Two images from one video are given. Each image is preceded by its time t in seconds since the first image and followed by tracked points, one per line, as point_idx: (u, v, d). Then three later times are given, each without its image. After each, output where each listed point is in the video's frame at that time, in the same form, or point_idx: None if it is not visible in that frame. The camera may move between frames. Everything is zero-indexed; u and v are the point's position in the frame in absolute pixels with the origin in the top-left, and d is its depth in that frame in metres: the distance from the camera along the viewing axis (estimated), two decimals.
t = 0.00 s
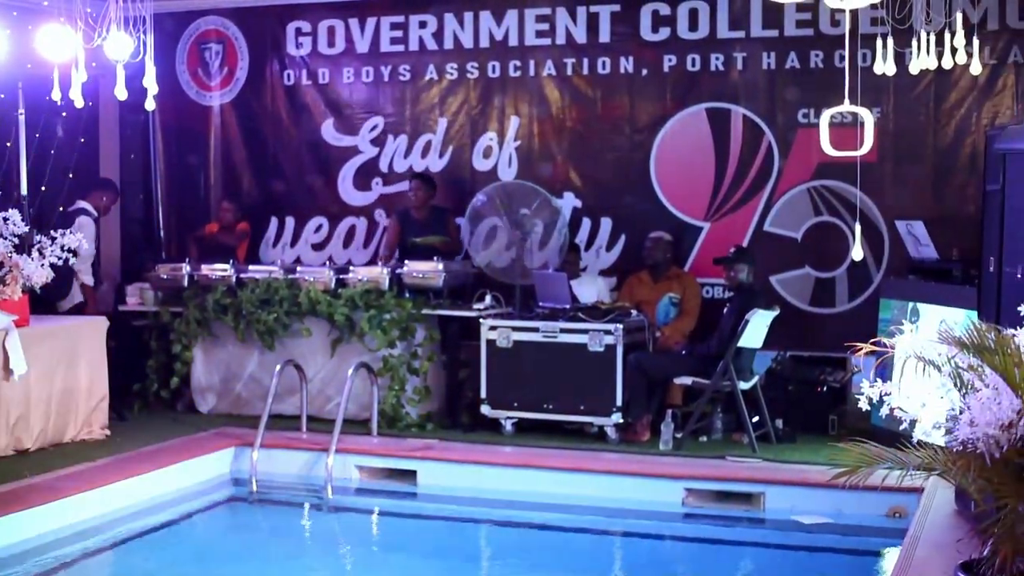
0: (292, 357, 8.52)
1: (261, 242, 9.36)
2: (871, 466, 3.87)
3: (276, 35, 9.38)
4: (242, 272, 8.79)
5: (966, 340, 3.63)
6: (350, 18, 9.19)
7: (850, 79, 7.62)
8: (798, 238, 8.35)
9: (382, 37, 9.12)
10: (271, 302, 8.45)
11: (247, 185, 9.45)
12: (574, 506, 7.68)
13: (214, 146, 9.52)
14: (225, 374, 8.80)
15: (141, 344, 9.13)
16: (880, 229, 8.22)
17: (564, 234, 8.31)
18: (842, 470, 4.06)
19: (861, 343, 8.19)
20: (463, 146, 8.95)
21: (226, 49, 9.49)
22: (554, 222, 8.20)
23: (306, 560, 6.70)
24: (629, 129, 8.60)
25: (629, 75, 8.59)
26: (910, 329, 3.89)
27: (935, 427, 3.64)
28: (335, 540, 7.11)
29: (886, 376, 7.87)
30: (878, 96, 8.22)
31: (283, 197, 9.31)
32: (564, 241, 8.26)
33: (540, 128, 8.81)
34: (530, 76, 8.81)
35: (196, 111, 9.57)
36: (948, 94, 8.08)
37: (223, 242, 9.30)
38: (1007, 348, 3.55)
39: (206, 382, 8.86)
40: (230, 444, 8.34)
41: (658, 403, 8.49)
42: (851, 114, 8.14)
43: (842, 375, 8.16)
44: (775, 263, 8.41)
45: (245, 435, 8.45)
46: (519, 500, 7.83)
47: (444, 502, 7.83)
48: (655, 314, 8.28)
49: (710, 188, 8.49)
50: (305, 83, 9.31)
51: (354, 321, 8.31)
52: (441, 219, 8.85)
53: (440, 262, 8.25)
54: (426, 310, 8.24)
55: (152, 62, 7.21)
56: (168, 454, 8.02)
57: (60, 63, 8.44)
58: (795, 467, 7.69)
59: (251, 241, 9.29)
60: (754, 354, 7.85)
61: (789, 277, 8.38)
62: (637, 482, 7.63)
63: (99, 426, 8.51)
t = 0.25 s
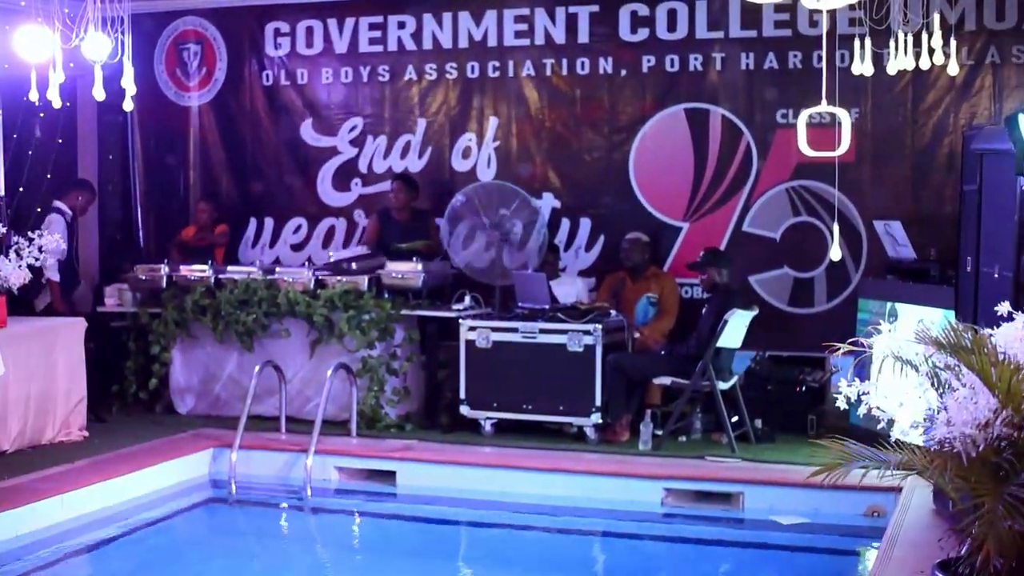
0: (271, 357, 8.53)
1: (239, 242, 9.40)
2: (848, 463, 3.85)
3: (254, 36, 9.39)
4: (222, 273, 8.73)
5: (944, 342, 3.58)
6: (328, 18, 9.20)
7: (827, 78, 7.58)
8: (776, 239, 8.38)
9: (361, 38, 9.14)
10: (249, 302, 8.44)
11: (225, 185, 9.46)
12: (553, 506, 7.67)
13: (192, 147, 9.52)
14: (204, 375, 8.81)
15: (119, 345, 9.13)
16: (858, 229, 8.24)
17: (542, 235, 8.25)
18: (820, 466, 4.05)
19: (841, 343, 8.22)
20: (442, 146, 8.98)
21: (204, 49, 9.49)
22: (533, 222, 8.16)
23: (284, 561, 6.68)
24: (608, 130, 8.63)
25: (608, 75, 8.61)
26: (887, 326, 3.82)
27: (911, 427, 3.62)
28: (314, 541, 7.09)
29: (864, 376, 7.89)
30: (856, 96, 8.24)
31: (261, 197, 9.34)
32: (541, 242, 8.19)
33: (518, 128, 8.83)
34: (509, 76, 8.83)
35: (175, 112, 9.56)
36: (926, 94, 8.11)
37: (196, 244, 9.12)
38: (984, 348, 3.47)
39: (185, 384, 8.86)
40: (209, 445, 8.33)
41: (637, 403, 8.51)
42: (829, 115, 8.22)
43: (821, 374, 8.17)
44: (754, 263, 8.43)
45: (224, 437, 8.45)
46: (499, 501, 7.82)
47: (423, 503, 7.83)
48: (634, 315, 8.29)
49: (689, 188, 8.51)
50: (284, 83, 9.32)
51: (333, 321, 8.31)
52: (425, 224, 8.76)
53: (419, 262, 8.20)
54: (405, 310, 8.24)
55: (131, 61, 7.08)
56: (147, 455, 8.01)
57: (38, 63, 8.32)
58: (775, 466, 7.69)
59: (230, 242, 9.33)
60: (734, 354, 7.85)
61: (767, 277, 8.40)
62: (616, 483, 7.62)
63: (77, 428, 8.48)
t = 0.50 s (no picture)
0: (250, 358, 8.52)
1: (219, 242, 9.39)
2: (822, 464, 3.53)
3: (233, 35, 9.40)
4: (200, 274, 8.71)
5: (920, 337, 3.29)
6: (308, 18, 9.21)
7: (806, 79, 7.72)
8: (756, 238, 8.38)
9: (341, 37, 9.14)
10: (229, 303, 8.43)
11: (205, 185, 9.45)
12: (533, 507, 7.67)
13: (173, 147, 9.52)
14: (184, 375, 8.80)
15: (99, 346, 9.11)
16: (838, 229, 8.25)
17: (522, 235, 8.37)
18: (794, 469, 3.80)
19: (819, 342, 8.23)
20: (422, 146, 8.98)
21: (184, 49, 9.49)
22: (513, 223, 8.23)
23: (263, 560, 6.66)
24: (588, 130, 8.64)
25: (588, 75, 8.62)
26: (864, 325, 3.54)
27: (890, 427, 3.36)
28: (293, 541, 7.06)
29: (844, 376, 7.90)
30: (835, 96, 8.25)
31: (241, 197, 9.33)
32: (523, 241, 8.30)
33: (498, 129, 8.84)
34: (489, 76, 8.84)
35: (154, 111, 9.57)
36: (904, 94, 8.13)
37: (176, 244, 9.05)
38: (963, 347, 3.17)
39: (164, 384, 8.85)
40: (189, 446, 8.32)
41: (617, 403, 8.52)
42: (809, 115, 8.24)
43: (801, 374, 8.16)
44: (734, 263, 8.43)
45: (203, 437, 8.44)
46: (479, 502, 7.80)
47: (403, 503, 7.82)
48: (615, 314, 8.29)
49: (669, 188, 8.52)
50: (263, 83, 9.32)
51: (312, 322, 8.30)
52: (399, 224, 8.75)
53: (399, 262, 8.22)
54: (385, 310, 8.24)
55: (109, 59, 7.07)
56: (126, 456, 7.99)
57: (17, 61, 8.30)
58: (754, 466, 7.70)
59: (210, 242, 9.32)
60: (713, 354, 7.85)
61: (747, 277, 8.41)
62: (596, 483, 7.61)
63: (56, 429, 8.45)
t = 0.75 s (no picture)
0: (230, 358, 8.51)
1: (199, 242, 9.37)
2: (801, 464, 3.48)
3: (213, 35, 9.39)
4: (181, 274, 8.76)
5: (899, 339, 3.28)
6: (288, 18, 9.20)
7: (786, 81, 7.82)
8: (736, 239, 8.40)
9: (321, 38, 9.14)
10: (208, 303, 8.42)
11: (185, 185, 9.44)
12: (512, 507, 7.67)
13: (152, 147, 9.51)
14: (163, 376, 8.78)
15: (78, 346, 9.09)
16: (817, 229, 8.27)
17: (502, 235, 8.42)
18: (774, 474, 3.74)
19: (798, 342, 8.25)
20: (401, 147, 8.99)
21: (163, 49, 9.48)
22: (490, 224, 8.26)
23: (242, 561, 6.65)
24: (567, 130, 8.65)
25: (569, 76, 8.63)
26: (844, 327, 3.53)
27: (869, 427, 3.31)
28: (274, 542, 7.04)
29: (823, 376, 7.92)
30: (814, 97, 8.27)
31: (221, 197, 9.32)
32: (501, 243, 8.33)
33: (478, 129, 8.85)
34: (469, 77, 8.84)
35: (133, 111, 9.56)
36: (883, 95, 8.15)
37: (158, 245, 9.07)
38: (942, 347, 3.16)
39: (144, 385, 8.83)
40: (168, 447, 8.31)
41: (597, 403, 8.52)
42: (789, 116, 8.27)
43: (781, 374, 8.18)
44: (713, 263, 8.45)
45: (183, 438, 8.42)
46: (460, 503, 7.78)
47: (383, 503, 7.82)
48: (595, 315, 8.31)
49: (648, 189, 8.54)
50: (243, 83, 9.31)
51: (292, 322, 8.29)
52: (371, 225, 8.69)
53: (379, 263, 8.23)
54: (365, 310, 8.25)
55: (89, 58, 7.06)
56: (106, 457, 7.96)
57: None
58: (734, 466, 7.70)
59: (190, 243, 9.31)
60: (693, 354, 7.86)
61: (727, 277, 8.42)
62: (577, 483, 7.61)
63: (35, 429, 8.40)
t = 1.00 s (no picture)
0: (207, 358, 8.50)
1: (176, 242, 9.36)
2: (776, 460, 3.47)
3: (190, 35, 9.38)
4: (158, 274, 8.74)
5: (875, 338, 3.27)
6: (265, 17, 9.20)
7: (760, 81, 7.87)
8: (713, 238, 8.42)
9: (298, 37, 9.14)
10: (185, 303, 8.42)
11: (161, 185, 9.43)
12: (490, 507, 7.67)
13: (128, 147, 9.49)
14: (140, 376, 8.77)
15: (55, 347, 9.06)
16: (794, 229, 8.29)
17: (480, 235, 8.36)
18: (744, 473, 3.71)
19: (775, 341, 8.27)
20: (378, 146, 8.98)
21: (140, 48, 9.48)
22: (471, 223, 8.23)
23: (218, 561, 6.64)
24: (544, 129, 8.65)
25: (546, 75, 8.64)
26: (819, 325, 3.54)
27: (845, 427, 3.30)
28: (251, 542, 7.03)
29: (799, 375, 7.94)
30: (791, 96, 8.28)
31: (198, 197, 9.31)
32: (479, 243, 8.27)
33: (455, 129, 8.85)
34: (447, 76, 8.85)
35: (110, 111, 9.53)
36: (860, 94, 8.18)
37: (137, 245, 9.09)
38: (917, 346, 3.15)
39: (121, 385, 8.82)
40: (145, 447, 8.30)
41: (575, 403, 8.53)
42: (766, 116, 8.30)
43: (759, 373, 8.19)
44: (691, 263, 8.46)
45: (160, 438, 8.41)
46: (438, 503, 7.77)
47: (360, 503, 7.82)
48: (573, 314, 8.30)
49: (625, 188, 8.55)
50: (220, 83, 9.30)
51: (270, 322, 8.28)
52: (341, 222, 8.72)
53: (356, 262, 8.24)
54: (343, 311, 8.23)
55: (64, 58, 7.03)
56: (82, 458, 7.94)
57: None
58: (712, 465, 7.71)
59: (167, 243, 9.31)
60: (671, 354, 7.86)
61: (704, 276, 8.44)
62: (555, 483, 7.61)
63: (11, 430, 8.33)
